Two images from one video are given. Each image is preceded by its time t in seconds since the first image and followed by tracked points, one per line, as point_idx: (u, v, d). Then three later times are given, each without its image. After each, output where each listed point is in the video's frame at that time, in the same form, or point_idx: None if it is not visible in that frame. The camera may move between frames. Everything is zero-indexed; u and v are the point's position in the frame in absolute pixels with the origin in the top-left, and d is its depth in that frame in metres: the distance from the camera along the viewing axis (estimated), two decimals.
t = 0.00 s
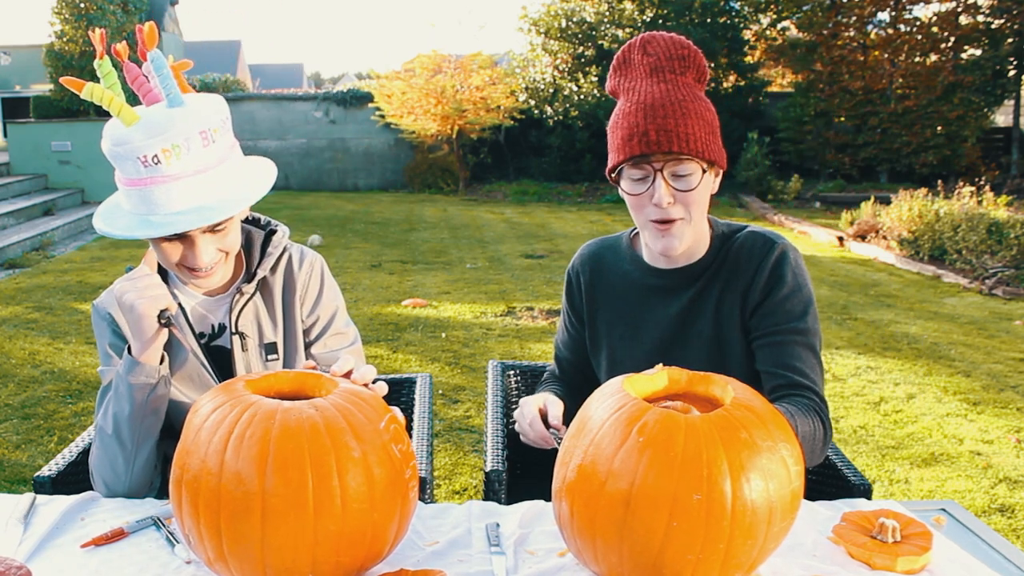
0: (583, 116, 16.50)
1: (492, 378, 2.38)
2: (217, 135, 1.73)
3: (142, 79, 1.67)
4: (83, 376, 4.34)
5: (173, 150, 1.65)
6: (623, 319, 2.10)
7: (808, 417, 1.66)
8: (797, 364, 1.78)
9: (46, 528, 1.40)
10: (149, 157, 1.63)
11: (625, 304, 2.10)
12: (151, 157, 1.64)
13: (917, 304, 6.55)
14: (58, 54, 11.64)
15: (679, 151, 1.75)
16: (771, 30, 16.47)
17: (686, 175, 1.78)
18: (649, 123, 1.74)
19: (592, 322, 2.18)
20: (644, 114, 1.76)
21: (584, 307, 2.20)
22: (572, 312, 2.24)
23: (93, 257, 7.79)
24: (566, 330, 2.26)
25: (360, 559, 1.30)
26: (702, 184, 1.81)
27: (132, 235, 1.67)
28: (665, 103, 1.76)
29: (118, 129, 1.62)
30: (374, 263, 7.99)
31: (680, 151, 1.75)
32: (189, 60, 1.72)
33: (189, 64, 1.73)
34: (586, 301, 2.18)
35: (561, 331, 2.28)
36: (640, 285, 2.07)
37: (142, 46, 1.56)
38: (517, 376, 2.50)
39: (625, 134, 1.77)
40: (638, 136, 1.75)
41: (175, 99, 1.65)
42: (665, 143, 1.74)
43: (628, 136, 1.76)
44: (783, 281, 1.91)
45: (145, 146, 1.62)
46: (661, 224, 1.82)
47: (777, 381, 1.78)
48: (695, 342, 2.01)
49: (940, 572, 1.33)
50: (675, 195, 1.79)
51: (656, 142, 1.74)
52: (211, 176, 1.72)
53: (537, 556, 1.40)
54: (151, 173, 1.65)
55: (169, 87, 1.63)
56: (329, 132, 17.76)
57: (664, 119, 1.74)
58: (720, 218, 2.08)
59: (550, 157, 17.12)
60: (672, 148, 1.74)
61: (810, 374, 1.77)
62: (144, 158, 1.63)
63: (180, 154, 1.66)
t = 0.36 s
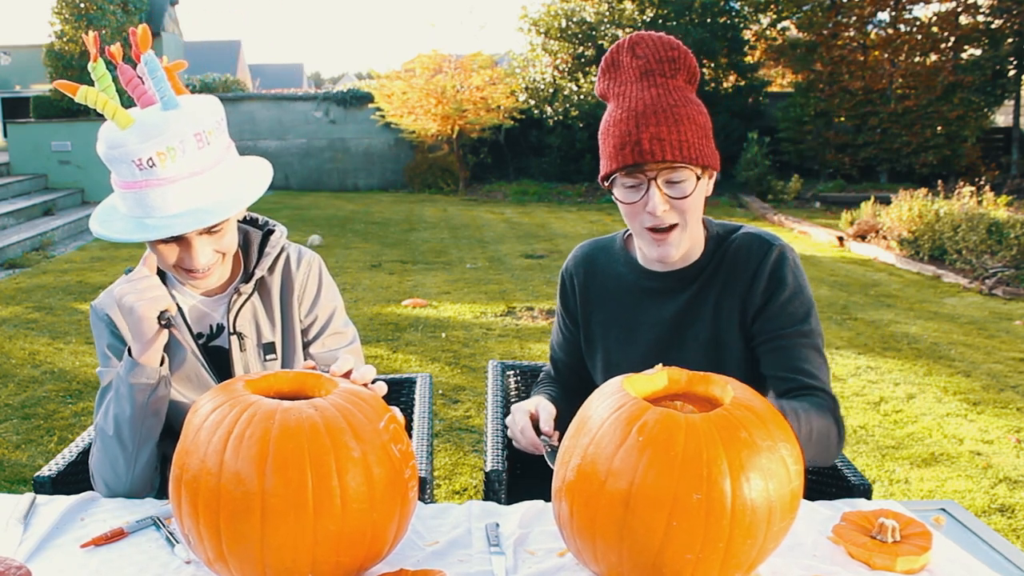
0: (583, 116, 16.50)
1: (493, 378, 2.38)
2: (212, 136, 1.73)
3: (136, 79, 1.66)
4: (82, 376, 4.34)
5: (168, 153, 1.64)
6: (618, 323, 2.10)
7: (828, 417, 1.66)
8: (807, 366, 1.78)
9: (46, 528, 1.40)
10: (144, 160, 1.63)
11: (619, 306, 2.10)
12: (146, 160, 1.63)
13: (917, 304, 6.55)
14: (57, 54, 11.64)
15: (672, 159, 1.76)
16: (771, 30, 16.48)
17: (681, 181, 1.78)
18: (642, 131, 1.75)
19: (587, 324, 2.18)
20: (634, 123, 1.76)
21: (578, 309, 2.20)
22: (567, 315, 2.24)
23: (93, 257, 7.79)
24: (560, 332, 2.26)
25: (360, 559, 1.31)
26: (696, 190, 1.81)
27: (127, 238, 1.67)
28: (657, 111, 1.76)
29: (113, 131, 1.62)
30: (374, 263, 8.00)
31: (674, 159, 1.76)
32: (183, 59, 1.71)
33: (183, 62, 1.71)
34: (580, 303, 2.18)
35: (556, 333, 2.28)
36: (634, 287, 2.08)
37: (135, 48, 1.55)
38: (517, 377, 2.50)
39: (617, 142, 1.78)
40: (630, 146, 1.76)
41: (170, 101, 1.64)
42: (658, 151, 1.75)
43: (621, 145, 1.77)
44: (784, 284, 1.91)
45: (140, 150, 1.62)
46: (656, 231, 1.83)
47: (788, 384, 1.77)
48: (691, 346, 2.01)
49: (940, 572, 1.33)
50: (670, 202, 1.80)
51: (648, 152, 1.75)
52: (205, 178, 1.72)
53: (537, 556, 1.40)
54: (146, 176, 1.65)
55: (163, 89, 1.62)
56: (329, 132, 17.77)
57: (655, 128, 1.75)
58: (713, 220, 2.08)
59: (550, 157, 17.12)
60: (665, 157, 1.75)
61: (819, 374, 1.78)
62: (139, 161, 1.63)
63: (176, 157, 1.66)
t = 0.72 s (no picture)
0: (583, 116, 16.51)
1: (493, 378, 2.38)
2: (212, 135, 1.73)
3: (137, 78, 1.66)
4: (83, 376, 4.34)
5: (168, 154, 1.64)
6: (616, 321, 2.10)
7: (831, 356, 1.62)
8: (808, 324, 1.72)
9: (47, 529, 1.40)
10: (143, 161, 1.63)
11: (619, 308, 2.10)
12: (146, 160, 1.63)
13: (917, 304, 6.55)
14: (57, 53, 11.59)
15: (676, 167, 1.74)
16: (771, 30, 16.48)
17: (683, 188, 1.76)
18: (645, 139, 1.73)
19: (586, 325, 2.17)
20: (636, 130, 1.74)
21: (578, 310, 2.20)
22: (566, 317, 2.24)
23: (93, 257, 7.79)
24: (559, 332, 2.26)
25: (360, 559, 1.31)
26: (699, 196, 1.80)
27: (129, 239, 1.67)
28: (659, 117, 1.74)
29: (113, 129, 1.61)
30: (374, 264, 8.00)
31: (678, 166, 1.74)
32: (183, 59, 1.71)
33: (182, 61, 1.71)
34: (580, 304, 2.18)
35: (554, 334, 2.28)
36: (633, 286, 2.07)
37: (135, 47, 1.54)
38: (517, 377, 2.50)
39: (620, 149, 1.76)
40: (632, 152, 1.74)
41: (170, 101, 1.63)
42: (663, 158, 1.73)
43: (624, 153, 1.75)
44: (784, 265, 1.89)
45: (140, 150, 1.62)
46: (657, 234, 1.83)
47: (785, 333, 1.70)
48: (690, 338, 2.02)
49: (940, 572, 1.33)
50: (672, 208, 1.78)
51: (652, 159, 1.73)
52: (205, 178, 1.72)
53: (538, 556, 1.40)
54: (147, 176, 1.65)
55: (163, 89, 1.62)
56: (329, 132, 17.77)
57: (657, 136, 1.73)
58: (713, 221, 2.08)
59: (550, 157, 17.13)
60: (669, 165, 1.73)
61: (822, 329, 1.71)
62: (139, 162, 1.63)
63: (176, 158, 1.66)
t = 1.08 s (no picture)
0: (583, 116, 16.50)
1: (493, 378, 2.40)
2: (219, 136, 1.74)
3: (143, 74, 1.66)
4: (83, 376, 4.34)
5: (176, 153, 1.64)
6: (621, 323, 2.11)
7: (880, 354, 1.55)
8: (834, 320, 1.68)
9: (47, 528, 1.40)
10: (150, 159, 1.63)
11: (624, 309, 2.11)
12: (153, 159, 1.63)
13: (917, 304, 6.55)
14: (58, 54, 11.57)
15: (682, 182, 1.70)
16: (771, 30, 16.46)
17: (690, 201, 1.75)
18: (652, 153, 1.69)
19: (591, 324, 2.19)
20: (642, 144, 1.70)
21: (585, 309, 2.20)
22: (572, 314, 2.24)
23: (93, 257, 7.80)
24: (567, 328, 2.26)
25: (360, 559, 1.31)
26: (706, 208, 1.79)
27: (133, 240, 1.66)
28: (666, 129, 1.69)
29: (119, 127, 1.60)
30: (374, 263, 7.99)
31: (686, 181, 1.71)
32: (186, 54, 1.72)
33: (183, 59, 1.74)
34: (588, 303, 2.18)
35: (562, 329, 2.28)
36: (640, 289, 2.08)
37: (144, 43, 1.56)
38: (517, 377, 2.52)
39: (626, 162, 1.72)
40: (638, 167, 1.71)
41: (178, 99, 1.64)
42: (671, 174, 1.69)
43: (631, 166, 1.72)
44: (798, 268, 1.87)
45: (147, 149, 1.61)
46: (663, 244, 1.84)
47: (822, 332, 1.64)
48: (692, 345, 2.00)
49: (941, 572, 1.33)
50: (679, 219, 1.78)
51: (659, 173, 1.70)
52: (212, 178, 1.73)
53: (538, 556, 1.40)
54: (153, 175, 1.65)
55: (172, 88, 1.62)
56: (329, 131, 17.77)
57: (665, 150, 1.69)
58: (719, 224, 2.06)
59: (550, 157, 17.13)
60: (676, 179, 1.70)
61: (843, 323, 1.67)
62: (146, 160, 1.63)
63: (184, 157, 1.66)
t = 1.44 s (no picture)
0: (583, 116, 16.50)
1: (493, 378, 2.39)
2: (236, 131, 1.74)
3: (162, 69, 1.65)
4: (83, 376, 4.34)
5: (193, 146, 1.64)
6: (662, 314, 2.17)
7: (892, 384, 1.64)
8: (859, 342, 1.75)
9: (48, 527, 1.40)
10: (168, 153, 1.64)
11: (666, 296, 2.16)
12: (171, 153, 1.64)
13: (917, 305, 6.55)
14: (58, 54, 11.53)
15: (725, 198, 1.71)
16: (771, 30, 16.45)
17: (730, 216, 1.75)
18: (699, 168, 1.70)
19: (628, 291, 2.23)
20: (690, 156, 1.71)
21: (625, 276, 2.24)
22: (608, 268, 2.25)
23: (93, 257, 7.80)
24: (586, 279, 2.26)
25: (366, 560, 1.31)
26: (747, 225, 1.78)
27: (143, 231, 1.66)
28: (712, 144, 1.69)
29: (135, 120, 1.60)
30: (374, 264, 7.99)
31: (731, 198, 1.71)
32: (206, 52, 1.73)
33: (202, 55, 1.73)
34: (631, 271, 2.23)
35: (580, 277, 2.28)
36: (686, 287, 2.11)
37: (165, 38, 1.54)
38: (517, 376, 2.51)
39: (671, 171, 1.74)
40: (683, 179, 1.72)
41: (196, 94, 1.63)
42: (718, 190, 1.70)
43: (676, 178, 1.73)
44: (832, 285, 1.90)
45: (165, 142, 1.62)
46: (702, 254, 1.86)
47: (842, 359, 1.73)
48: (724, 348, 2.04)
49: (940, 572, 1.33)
50: (719, 232, 1.78)
51: (701, 189, 1.70)
52: (229, 174, 1.73)
53: (539, 557, 1.40)
54: (171, 169, 1.66)
55: (193, 83, 1.62)
56: (329, 131, 17.77)
57: (710, 165, 1.69)
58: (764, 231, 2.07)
59: (550, 157, 17.14)
60: (717, 196, 1.71)
61: (875, 352, 1.74)
62: (163, 153, 1.63)
63: (201, 151, 1.66)
